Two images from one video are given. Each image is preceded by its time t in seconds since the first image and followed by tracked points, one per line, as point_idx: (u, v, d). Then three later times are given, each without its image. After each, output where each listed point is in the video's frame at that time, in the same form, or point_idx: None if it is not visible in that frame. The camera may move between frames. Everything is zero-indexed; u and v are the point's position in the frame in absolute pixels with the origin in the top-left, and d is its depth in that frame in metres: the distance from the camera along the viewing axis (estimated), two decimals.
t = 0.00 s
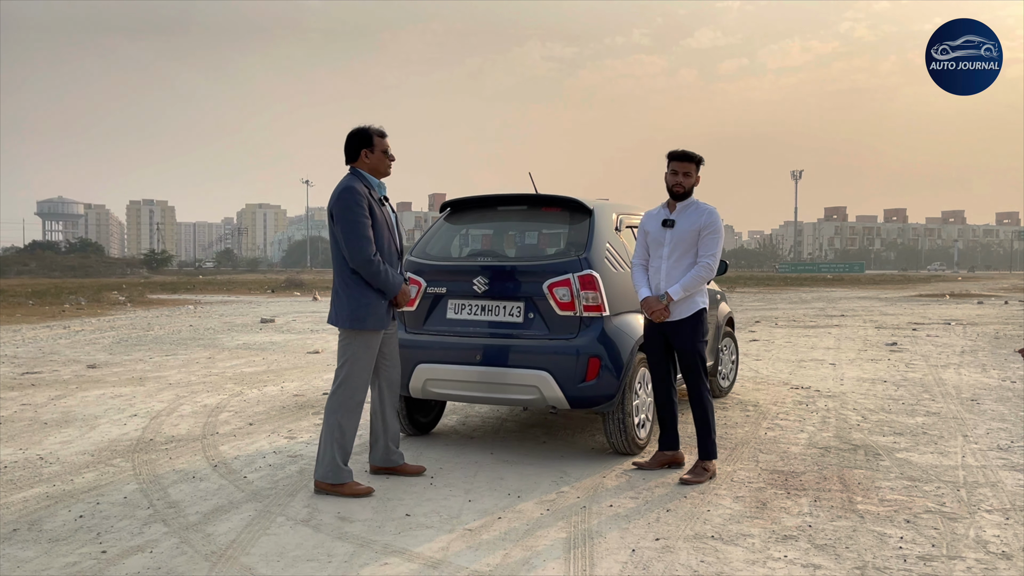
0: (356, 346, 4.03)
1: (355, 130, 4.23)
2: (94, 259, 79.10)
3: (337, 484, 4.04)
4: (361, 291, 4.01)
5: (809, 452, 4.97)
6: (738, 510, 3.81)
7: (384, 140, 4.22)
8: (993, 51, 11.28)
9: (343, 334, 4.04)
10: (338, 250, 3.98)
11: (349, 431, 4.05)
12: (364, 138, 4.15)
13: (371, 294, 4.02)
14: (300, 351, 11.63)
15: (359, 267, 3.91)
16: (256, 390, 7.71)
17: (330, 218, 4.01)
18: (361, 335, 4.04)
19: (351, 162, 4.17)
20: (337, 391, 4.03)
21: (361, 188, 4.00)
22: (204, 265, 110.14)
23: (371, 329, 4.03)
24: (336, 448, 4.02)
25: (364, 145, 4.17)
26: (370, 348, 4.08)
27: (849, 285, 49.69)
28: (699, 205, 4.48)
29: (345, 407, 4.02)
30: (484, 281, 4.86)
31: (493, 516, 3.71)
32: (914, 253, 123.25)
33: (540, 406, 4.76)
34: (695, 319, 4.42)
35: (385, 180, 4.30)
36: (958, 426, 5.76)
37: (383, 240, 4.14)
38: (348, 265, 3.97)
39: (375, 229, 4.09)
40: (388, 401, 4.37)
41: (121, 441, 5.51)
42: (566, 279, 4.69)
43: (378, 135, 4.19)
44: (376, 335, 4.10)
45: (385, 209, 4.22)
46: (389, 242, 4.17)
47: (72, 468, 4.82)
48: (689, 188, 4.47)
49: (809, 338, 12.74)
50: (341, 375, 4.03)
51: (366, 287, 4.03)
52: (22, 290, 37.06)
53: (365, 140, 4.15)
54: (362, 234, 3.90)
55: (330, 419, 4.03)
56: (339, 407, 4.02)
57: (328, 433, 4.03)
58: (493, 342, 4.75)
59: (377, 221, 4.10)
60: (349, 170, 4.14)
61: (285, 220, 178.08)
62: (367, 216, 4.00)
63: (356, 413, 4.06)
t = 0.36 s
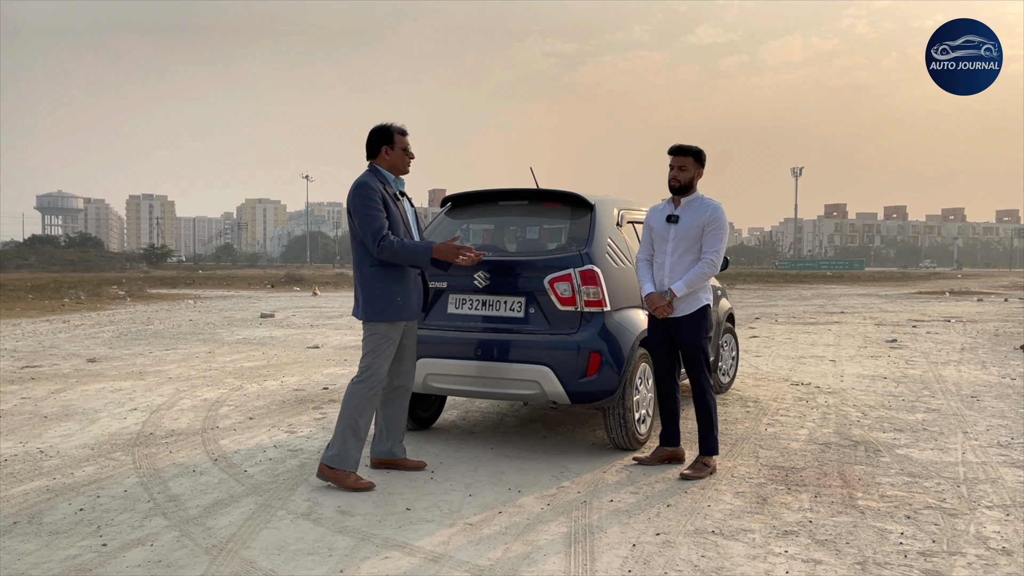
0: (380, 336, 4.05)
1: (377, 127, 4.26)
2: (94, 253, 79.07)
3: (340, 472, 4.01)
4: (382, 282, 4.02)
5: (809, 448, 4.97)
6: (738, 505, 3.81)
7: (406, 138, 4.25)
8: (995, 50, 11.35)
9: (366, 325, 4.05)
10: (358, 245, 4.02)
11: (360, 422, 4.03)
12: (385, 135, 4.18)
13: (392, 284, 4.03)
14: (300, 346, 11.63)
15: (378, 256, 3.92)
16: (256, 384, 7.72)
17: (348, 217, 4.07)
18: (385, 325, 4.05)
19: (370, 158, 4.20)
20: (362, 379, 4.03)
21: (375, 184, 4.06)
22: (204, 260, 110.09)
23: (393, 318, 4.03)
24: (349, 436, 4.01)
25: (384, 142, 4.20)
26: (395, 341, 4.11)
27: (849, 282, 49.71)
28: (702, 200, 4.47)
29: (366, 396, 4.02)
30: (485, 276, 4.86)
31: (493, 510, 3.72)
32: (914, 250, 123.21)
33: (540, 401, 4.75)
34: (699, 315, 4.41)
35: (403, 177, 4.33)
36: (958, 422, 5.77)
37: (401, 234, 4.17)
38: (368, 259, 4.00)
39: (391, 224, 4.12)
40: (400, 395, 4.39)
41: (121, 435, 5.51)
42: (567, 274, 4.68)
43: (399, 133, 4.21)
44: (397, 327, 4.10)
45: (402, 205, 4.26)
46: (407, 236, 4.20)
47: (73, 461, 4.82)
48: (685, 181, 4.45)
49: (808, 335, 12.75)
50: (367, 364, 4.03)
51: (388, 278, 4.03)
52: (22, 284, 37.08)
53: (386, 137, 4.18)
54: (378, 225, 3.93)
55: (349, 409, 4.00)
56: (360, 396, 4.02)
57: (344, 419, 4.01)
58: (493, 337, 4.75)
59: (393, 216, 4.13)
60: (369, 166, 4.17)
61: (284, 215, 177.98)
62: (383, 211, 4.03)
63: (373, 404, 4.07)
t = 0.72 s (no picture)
0: (396, 327, 4.05)
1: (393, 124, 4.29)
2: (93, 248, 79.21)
3: (351, 458, 4.06)
4: (390, 278, 4.03)
5: (809, 444, 4.98)
6: (739, 501, 3.82)
7: (420, 135, 4.26)
8: (996, 52, 11.42)
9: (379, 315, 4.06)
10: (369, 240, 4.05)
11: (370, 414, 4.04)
12: (399, 133, 4.21)
13: (401, 279, 4.03)
14: (300, 341, 11.64)
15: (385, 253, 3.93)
16: (256, 379, 7.72)
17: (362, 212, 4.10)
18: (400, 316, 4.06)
19: (385, 155, 4.23)
20: (380, 370, 4.03)
21: (387, 180, 4.06)
22: (203, 255, 110.05)
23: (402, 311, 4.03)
24: (366, 426, 4.02)
25: (398, 139, 4.23)
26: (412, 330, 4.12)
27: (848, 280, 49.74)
28: (701, 196, 4.47)
29: (387, 385, 4.03)
30: (486, 272, 4.86)
31: (494, 505, 3.72)
32: (914, 248, 123.27)
33: (542, 397, 4.75)
34: (697, 312, 4.39)
35: (418, 174, 4.34)
36: (958, 420, 5.78)
37: (413, 230, 4.16)
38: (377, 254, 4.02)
39: (403, 220, 4.12)
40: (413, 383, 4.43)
41: (122, 429, 5.51)
42: (568, 270, 4.68)
43: (413, 130, 4.23)
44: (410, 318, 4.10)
45: (416, 201, 4.25)
46: (419, 232, 4.19)
47: (74, 454, 4.82)
48: (681, 176, 4.46)
49: (808, 332, 12.77)
50: (386, 354, 4.04)
51: (398, 273, 4.04)
52: (21, 278, 37.12)
53: (400, 135, 4.20)
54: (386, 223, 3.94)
55: (366, 399, 4.01)
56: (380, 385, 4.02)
57: (364, 408, 4.01)
58: (494, 332, 4.75)
59: (406, 211, 4.13)
60: (383, 163, 4.20)
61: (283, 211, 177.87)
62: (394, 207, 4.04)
63: (391, 394, 4.07)
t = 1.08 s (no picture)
0: (391, 322, 4.03)
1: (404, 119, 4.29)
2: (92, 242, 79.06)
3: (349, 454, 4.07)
4: (389, 270, 4.02)
5: (808, 442, 4.98)
6: (739, 498, 3.81)
7: (428, 130, 4.24)
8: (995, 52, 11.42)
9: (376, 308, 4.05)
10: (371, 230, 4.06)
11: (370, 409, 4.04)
12: (406, 128, 4.21)
13: (399, 273, 4.03)
14: (298, 336, 11.63)
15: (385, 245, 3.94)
16: (255, 374, 7.71)
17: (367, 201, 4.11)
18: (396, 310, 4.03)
19: (394, 150, 4.26)
20: (372, 366, 4.02)
21: (394, 172, 4.05)
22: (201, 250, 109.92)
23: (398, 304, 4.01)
24: (362, 421, 4.02)
25: (407, 134, 4.23)
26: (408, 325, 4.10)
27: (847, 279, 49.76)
28: (701, 191, 4.46)
29: (378, 380, 4.02)
30: (486, 268, 4.85)
31: (493, 501, 3.72)
32: (912, 247, 123.35)
33: (542, 393, 4.74)
34: (694, 308, 4.38)
35: (427, 169, 4.33)
36: (957, 418, 5.78)
37: (417, 223, 4.15)
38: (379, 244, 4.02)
39: (408, 213, 4.11)
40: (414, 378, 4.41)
41: (120, 423, 5.50)
42: (568, 266, 4.67)
43: (421, 125, 4.22)
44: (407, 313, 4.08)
45: (423, 195, 4.23)
46: (423, 226, 4.17)
47: (72, 448, 4.81)
48: (681, 174, 4.45)
49: (807, 330, 12.77)
50: (378, 350, 4.03)
51: (397, 266, 4.03)
52: (19, 273, 37.08)
53: (408, 130, 4.20)
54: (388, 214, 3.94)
55: (361, 395, 4.02)
56: (373, 380, 4.02)
57: (359, 404, 4.02)
58: (494, 328, 4.75)
59: (411, 205, 4.11)
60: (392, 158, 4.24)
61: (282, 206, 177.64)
62: (399, 199, 4.02)
63: (385, 389, 4.07)
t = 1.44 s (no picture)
0: (390, 316, 4.02)
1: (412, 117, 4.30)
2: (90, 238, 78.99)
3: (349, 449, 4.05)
4: (382, 262, 4.00)
5: (807, 440, 4.98)
6: (737, 496, 3.81)
7: (430, 128, 4.21)
8: (995, 52, 11.39)
9: (374, 301, 4.03)
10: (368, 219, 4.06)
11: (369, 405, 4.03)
12: (407, 125, 4.22)
13: (392, 266, 4.00)
14: (296, 333, 11.62)
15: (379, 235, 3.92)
16: (253, 371, 7.70)
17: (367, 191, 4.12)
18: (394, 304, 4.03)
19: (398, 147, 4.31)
20: (375, 361, 4.01)
21: (397, 165, 4.05)
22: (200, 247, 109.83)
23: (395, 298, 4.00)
24: (365, 417, 4.02)
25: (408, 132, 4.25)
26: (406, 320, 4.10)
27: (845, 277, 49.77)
28: (701, 190, 4.45)
29: (380, 375, 4.01)
30: (485, 265, 4.84)
31: (491, 498, 3.72)
32: (911, 246, 123.50)
33: (540, 390, 4.73)
34: (694, 306, 4.37)
35: (430, 167, 4.30)
36: (955, 417, 5.78)
37: (415, 219, 4.13)
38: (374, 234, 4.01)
39: (406, 207, 4.10)
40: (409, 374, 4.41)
41: (117, 419, 5.48)
42: (567, 264, 4.66)
43: (422, 123, 4.19)
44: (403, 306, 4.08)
45: (424, 192, 4.21)
46: (420, 222, 4.15)
47: (69, 444, 4.80)
48: (682, 171, 4.44)
49: (805, 328, 12.78)
50: (381, 344, 4.02)
51: (392, 259, 4.01)
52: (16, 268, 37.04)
53: (408, 128, 4.21)
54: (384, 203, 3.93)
55: (364, 391, 4.01)
56: (376, 374, 4.01)
57: (361, 400, 4.02)
58: (492, 326, 4.73)
59: (410, 199, 4.10)
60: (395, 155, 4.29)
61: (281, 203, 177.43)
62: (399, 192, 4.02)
63: (387, 384, 4.06)
